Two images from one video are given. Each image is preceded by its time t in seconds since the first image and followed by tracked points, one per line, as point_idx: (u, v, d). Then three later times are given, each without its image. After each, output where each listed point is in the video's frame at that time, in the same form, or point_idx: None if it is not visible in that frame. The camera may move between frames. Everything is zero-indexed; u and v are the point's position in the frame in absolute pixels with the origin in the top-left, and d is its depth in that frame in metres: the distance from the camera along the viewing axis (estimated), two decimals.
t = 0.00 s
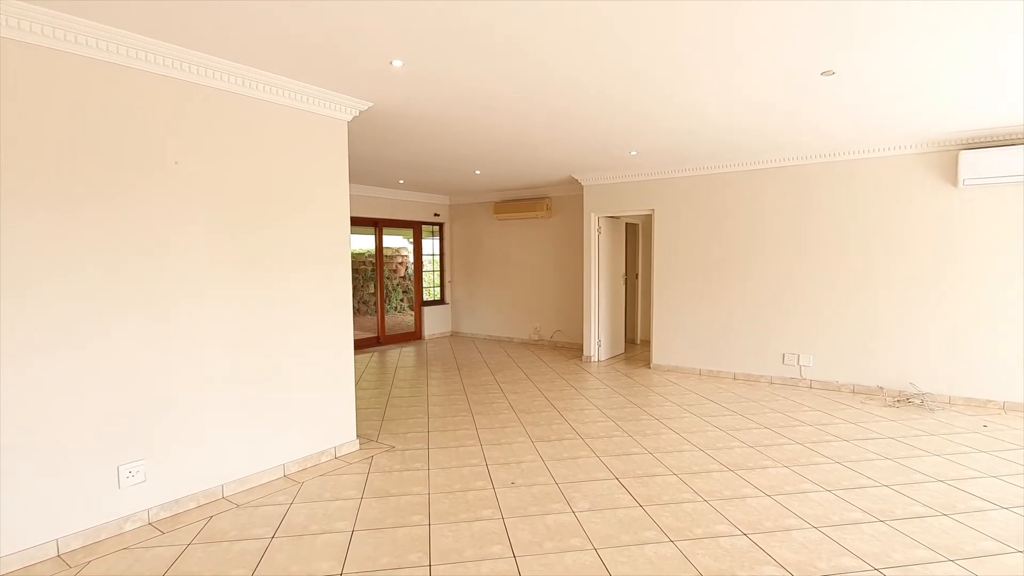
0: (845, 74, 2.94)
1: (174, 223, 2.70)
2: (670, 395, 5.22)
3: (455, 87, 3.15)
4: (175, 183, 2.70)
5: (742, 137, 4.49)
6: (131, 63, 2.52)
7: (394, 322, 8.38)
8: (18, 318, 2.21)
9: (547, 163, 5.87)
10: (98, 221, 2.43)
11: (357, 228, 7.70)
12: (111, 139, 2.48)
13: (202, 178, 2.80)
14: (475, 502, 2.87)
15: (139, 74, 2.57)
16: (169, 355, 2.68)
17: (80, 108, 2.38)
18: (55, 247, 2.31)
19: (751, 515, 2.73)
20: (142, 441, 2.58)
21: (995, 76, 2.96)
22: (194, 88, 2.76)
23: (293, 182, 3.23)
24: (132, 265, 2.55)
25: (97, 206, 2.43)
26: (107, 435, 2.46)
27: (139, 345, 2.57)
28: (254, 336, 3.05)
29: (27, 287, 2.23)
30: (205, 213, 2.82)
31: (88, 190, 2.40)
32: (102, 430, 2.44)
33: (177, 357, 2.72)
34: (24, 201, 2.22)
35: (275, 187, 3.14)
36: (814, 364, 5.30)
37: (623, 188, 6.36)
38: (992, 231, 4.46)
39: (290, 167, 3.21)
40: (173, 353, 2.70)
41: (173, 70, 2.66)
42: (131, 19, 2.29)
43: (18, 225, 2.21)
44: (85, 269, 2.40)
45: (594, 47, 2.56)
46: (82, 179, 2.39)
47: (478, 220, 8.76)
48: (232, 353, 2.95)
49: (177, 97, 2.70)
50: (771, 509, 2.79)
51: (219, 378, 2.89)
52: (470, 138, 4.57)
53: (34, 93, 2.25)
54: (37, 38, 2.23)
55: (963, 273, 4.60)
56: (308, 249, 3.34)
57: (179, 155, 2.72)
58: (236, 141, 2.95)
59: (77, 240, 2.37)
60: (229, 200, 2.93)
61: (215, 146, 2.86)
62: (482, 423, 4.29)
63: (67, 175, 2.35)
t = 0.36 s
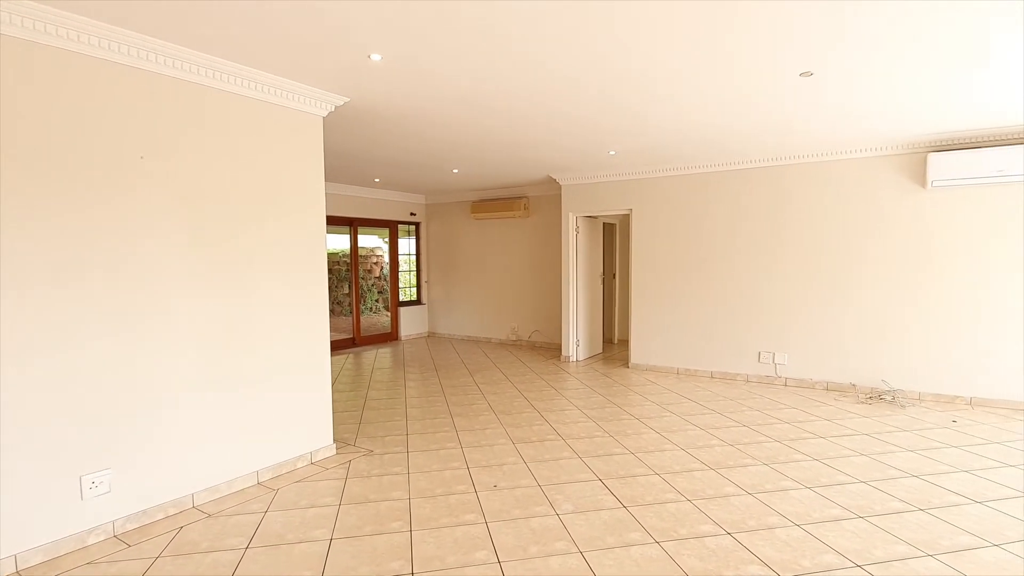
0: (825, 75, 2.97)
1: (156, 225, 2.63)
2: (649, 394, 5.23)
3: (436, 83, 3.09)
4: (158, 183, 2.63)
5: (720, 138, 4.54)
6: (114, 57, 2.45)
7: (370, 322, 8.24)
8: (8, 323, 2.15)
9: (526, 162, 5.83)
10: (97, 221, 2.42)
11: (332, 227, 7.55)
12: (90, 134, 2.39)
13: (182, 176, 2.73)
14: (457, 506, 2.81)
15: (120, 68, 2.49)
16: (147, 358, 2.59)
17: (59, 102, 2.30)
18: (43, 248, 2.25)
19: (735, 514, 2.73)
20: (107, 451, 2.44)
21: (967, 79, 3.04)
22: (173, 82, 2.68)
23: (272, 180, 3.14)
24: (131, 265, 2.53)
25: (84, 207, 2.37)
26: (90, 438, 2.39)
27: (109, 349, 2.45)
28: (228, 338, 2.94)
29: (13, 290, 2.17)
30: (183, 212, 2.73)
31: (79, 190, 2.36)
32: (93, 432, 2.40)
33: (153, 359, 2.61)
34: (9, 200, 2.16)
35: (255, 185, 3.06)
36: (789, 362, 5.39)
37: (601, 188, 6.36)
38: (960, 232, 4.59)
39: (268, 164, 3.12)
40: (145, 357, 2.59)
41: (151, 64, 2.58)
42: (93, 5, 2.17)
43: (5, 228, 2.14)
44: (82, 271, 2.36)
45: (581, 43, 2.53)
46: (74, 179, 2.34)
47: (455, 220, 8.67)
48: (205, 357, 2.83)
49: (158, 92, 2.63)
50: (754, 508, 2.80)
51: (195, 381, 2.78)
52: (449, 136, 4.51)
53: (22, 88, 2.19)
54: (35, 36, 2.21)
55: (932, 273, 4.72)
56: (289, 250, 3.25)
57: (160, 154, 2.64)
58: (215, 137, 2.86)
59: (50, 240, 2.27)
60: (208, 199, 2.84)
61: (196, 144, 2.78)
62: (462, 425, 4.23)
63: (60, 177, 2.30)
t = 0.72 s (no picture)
0: (807, 75, 2.98)
1: (145, 223, 2.59)
2: (631, 393, 5.23)
3: (416, 77, 3.02)
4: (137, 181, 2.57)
5: (702, 137, 4.55)
6: (89, 49, 2.37)
7: (349, 323, 8.10)
8: (9, 322, 2.15)
9: (507, 161, 5.78)
10: (99, 221, 2.43)
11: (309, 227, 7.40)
12: (73, 131, 2.35)
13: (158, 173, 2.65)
14: (441, 511, 2.74)
15: (96, 60, 2.42)
16: (128, 360, 2.52)
17: (48, 98, 2.26)
18: (42, 248, 2.24)
19: (722, 514, 2.71)
20: (67, 461, 2.31)
21: (945, 81, 3.09)
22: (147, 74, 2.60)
23: (248, 177, 3.06)
24: (111, 265, 2.47)
25: (73, 205, 2.34)
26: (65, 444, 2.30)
27: (76, 354, 2.34)
28: (198, 340, 2.82)
29: (21, 291, 2.18)
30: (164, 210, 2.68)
31: (79, 190, 2.36)
32: (90, 433, 2.38)
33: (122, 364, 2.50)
34: (10, 200, 2.15)
35: (231, 182, 2.97)
36: (769, 360, 5.43)
37: (583, 187, 6.34)
38: (934, 232, 4.68)
39: (246, 161, 3.04)
40: (113, 360, 2.47)
41: (125, 56, 2.49)
42: None
43: (8, 228, 2.14)
44: (82, 271, 2.37)
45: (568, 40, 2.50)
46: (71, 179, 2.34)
47: (435, 219, 8.58)
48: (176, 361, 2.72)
49: (134, 85, 2.55)
50: (740, 507, 2.79)
51: (169, 385, 2.68)
52: (430, 133, 4.43)
53: (21, 87, 2.18)
54: (35, 33, 2.20)
55: (908, 272, 4.80)
56: (267, 251, 3.17)
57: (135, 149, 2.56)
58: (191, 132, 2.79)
59: (20, 240, 2.18)
60: (187, 197, 2.77)
61: (172, 140, 2.71)
62: (444, 427, 4.16)
63: (60, 177, 2.30)
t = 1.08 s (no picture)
0: (788, 77, 2.99)
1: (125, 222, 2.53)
2: (612, 394, 5.21)
3: (396, 72, 2.94)
4: (106, 176, 2.46)
5: (683, 137, 4.55)
6: (57, 39, 2.27)
7: (325, 325, 7.94)
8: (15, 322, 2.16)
9: (487, 160, 5.71)
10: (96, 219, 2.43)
11: (284, 226, 7.23)
12: (58, 128, 2.30)
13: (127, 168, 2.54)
14: (423, 518, 2.66)
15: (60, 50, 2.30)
16: (98, 363, 2.42)
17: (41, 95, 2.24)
18: (43, 248, 2.24)
19: (707, 516, 2.69)
20: (24, 472, 2.18)
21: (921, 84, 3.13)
22: (113, 64, 2.48)
23: (220, 174, 2.94)
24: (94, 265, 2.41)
25: (43, 202, 2.25)
26: (29, 453, 2.19)
27: (49, 356, 2.26)
28: (164, 344, 2.68)
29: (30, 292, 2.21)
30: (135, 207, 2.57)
31: (70, 188, 2.34)
32: (70, 439, 2.32)
33: (81, 371, 2.36)
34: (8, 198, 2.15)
35: (204, 178, 2.86)
36: (748, 359, 5.47)
37: (563, 187, 6.30)
38: (908, 233, 4.77)
39: (218, 156, 2.93)
40: (84, 364, 2.37)
41: (88, 45, 2.37)
42: None
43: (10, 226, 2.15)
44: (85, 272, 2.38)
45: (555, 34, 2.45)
46: (44, 175, 2.25)
47: (413, 218, 8.46)
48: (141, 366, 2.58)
49: (100, 76, 2.44)
50: (725, 509, 2.77)
51: (138, 389, 2.57)
52: (409, 130, 4.34)
53: (16, 85, 2.17)
54: None
55: (883, 272, 4.88)
56: (241, 249, 3.06)
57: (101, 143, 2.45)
58: (162, 127, 2.68)
59: (26, 240, 2.19)
60: (159, 194, 2.67)
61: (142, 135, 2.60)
62: (425, 430, 4.07)
63: (55, 176, 2.29)
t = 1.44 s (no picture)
0: (764, 78, 3.04)
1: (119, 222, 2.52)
2: (590, 394, 5.20)
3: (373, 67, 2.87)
4: (70, 175, 2.34)
5: (660, 137, 4.57)
6: (16, 27, 2.14)
7: (297, 326, 7.75)
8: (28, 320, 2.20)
9: (463, 159, 5.64)
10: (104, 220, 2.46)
11: (254, 225, 7.04)
12: (64, 128, 2.32)
13: (91, 166, 2.41)
14: (403, 525, 2.60)
15: (19, 39, 2.17)
16: (66, 370, 2.32)
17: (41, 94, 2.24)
18: (50, 248, 2.27)
19: (690, 516, 2.69)
20: None
21: (893, 87, 3.21)
22: (73, 53, 2.34)
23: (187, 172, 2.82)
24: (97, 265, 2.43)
25: (33, 200, 2.22)
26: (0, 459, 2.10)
27: (42, 358, 2.24)
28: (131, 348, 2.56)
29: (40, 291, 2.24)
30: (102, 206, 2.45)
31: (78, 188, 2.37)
32: (69, 435, 2.31)
33: (88, 369, 2.39)
34: (20, 198, 2.18)
35: (171, 176, 2.74)
36: (723, 358, 5.53)
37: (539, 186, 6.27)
38: (875, 234, 4.89)
39: (186, 154, 2.81)
40: (63, 368, 2.31)
41: (49, 34, 2.24)
42: None
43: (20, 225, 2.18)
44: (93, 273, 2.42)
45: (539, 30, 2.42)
46: (8, 173, 2.14)
47: (387, 218, 8.33)
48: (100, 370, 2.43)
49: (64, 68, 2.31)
50: (707, 508, 2.77)
51: (106, 395, 2.45)
52: (384, 128, 4.25)
53: (15, 83, 2.16)
54: None
55: (852, 272, 4.99)
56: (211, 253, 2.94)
57: (62, 139, 2.31)
58: (128, 121, 2.55)
59: (34, 239, 2.22)
60: (125, 192, 2.54)
61: (107, 130, 2.48)
62: (402, 434, 3.99)
63: (70, 177, 2.34)
